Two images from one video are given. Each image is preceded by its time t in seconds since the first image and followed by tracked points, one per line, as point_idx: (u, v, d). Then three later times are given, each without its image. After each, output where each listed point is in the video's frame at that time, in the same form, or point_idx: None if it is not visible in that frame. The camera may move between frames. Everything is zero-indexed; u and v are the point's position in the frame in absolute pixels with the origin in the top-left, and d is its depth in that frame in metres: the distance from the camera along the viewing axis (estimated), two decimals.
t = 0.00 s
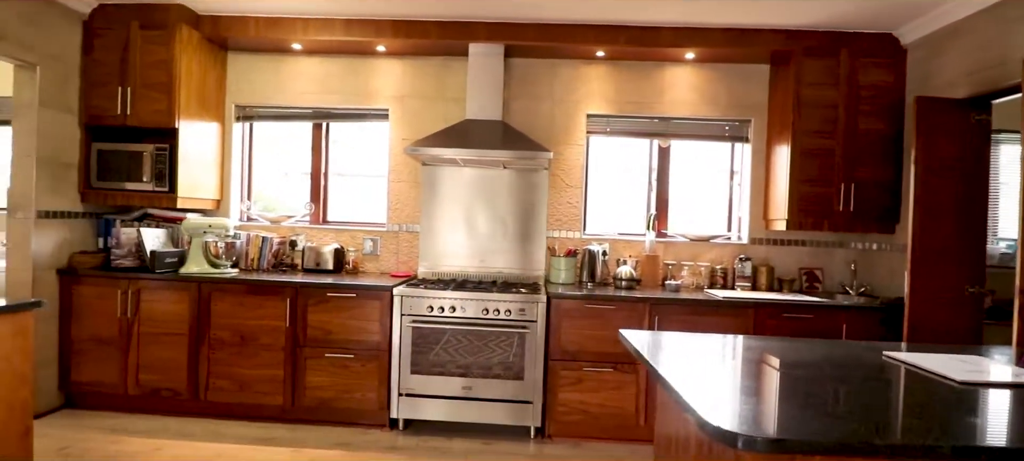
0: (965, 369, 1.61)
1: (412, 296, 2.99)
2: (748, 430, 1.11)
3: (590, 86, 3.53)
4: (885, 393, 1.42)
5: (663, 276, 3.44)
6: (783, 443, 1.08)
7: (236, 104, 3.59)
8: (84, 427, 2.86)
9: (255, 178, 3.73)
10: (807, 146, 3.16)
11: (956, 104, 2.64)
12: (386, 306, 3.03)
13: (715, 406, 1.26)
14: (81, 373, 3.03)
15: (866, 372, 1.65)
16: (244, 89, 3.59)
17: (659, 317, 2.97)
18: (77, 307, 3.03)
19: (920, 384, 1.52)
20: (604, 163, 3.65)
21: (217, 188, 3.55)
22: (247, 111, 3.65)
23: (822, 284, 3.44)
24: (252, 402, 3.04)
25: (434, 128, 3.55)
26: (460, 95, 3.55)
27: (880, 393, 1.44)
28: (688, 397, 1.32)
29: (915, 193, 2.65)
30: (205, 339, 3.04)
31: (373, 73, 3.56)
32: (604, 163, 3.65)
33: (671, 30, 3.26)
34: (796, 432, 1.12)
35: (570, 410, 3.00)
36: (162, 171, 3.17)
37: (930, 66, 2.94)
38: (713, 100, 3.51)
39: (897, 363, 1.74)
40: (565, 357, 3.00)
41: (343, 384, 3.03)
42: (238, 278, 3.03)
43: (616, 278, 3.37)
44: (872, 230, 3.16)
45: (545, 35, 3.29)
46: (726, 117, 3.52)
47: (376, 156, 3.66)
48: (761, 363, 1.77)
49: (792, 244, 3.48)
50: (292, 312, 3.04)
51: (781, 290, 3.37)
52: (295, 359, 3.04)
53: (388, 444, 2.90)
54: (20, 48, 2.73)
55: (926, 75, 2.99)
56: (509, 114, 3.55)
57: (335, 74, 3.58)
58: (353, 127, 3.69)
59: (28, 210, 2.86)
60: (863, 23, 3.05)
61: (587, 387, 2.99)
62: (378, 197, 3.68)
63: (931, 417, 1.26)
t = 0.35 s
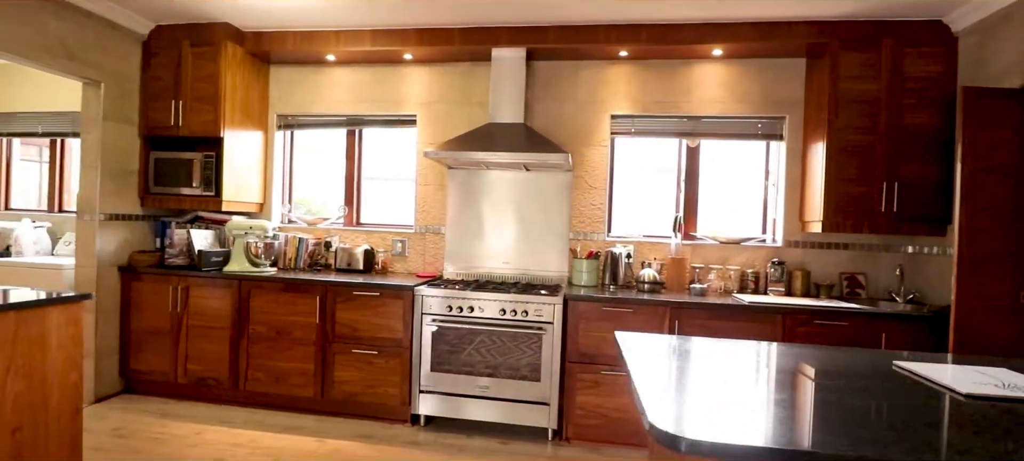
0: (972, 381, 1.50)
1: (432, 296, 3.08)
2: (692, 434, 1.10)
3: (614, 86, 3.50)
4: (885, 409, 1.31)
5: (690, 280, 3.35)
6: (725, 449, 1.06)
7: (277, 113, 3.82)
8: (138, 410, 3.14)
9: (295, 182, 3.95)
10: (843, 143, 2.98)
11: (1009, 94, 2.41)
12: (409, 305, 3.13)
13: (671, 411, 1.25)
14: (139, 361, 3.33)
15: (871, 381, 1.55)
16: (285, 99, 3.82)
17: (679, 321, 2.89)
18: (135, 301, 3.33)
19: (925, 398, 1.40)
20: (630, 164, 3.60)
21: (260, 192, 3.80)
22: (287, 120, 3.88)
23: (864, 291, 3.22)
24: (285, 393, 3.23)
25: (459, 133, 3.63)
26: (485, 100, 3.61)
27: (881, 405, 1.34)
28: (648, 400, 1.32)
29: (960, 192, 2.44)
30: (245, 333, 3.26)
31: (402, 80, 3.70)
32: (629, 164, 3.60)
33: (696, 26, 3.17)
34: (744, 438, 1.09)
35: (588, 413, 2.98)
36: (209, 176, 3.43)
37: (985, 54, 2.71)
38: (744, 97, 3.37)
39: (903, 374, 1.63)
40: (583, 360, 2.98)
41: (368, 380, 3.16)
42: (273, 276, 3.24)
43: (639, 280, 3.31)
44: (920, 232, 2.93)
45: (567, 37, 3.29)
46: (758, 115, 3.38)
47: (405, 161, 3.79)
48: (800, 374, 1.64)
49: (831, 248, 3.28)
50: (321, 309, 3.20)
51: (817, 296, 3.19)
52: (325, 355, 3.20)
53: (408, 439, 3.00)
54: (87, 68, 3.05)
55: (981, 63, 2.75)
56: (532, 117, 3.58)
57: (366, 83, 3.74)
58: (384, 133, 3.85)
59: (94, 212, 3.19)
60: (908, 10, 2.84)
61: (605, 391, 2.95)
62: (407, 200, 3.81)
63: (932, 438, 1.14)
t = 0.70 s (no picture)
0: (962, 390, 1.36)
1: (451, 296, 3.18)
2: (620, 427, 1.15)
3: (636, 88, 3.48)
4: (899, 430, 1.15)
5: (714, 283, 3.27)
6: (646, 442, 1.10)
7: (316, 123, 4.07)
8: (188, 398, 3.43)
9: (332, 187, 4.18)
10: (876, 139, 2.83)
11: None
12: (430, 305, 3.24)
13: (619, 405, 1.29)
14: (190, 353, 3.64)
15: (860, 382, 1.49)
16: (323, 109, 4.06)
17: (697, 325, 2.84)
18: (189, 298, 3.65)
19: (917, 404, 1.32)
20: (654, 166, 3.56)
21: (300, 197, 4.05)
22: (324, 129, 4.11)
23: (905, 296, 3.02)
24: (318, 386, 3.43)
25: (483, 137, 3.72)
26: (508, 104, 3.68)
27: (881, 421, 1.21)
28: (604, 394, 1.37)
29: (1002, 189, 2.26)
30: (281, 329, 3.49)
31: (429, 88, 3.84)
32: (652, 165, 3.56)
33: (718, 23, 3.11)
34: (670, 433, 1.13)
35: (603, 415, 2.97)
36: (253, 183, 3.70)
37: None
38: (772, 94, 3.26)
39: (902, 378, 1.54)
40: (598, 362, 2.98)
41: (393, 376, 3.30)
42: (307, 276, 3.45)
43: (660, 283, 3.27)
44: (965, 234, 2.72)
45: (586, 40, 3.31)
46: (787, 112, 3.25)
47: (432, 166, 3.93)
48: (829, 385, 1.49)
49: (867, 250, 3.10)
50: (349, 308, 3.37)
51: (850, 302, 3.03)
52: (353, 351, 3.37)
53: (428, 434, 3.10)
54: (146, 86, 3.38)
55: None
56: (553, 120, 3.61)
57: (396, 91, 3.91)
58: (413, 139, 4.00)
59: (153, 217, 3.52)
60: None
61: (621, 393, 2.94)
62: (434, 204, 3.94)
63: (904, 451, 1.05)
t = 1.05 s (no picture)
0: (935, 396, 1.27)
1: (467, 297, 3.28)
2: (547, 412, 1.15)
3: (654, 90, 3.47)
4: (865, 436, 1.07)
5: (732, 287, 3.20)
6: (570, 427, 1.10)
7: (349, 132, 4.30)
8: (229, 388, 3.71)
9: (363, 192, 4.39)
10: (904, 138, 2.69)
11: None
12: (447, 305, 3.36)
13: (563, 396, 1.29)
14: (232, 346, 3.93)
15: (844, 386, 1.44)
16: (354, 119, 4.29)
17: (709, 329, 2.80)
18: (232, 295, 3.95)
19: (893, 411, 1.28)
20: (673, 169, 3.53)
21: (334, 201, 4.28)
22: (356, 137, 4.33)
23: (940, 304, 2.84)
24: (345, 380, 3.61)
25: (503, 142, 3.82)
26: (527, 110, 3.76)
27: (857, 433, 1.10)
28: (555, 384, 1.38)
29: None
30: (312, 325, 3.71)
31: (452, 96, 3.98)
32: (671, 168, 3.53)
33: (735, 23, 3.06)
34: (598, 421, 1.12)
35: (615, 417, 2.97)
36: (289, 188, 3.96)
37: None
38: (794, 93, 3.17)
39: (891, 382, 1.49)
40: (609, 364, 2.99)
41: (412, 373, 3.43)
42: (335, 276, 3.65)
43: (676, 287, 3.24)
44: (1003, 237, 2.54)
45: (601, 44, 3.34)
46: (810, 111, 3.15)
47: (456, 171, 4.06)
48: (854, 393, 1.35)
49: (898, 255, 2.94)
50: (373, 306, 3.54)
51: (878, 308, 2.90)
52: (376, 348, 3.53)
53: (444, 430, 3.21)
54: (195, 100, 3.70)
55: None
56: (570, 125, 3.65)
57: (422, 99, 4.08)
58: (438, 145, 4.15)
59: (200, 220, 3.84)
60: None
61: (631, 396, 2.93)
62: (457, 207, 4.07)
63: (842, 448, 1.02)
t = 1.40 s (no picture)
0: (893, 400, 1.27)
1: (479, 298, 3.39)
2: (484, 399, 1.21)
3: (667, 94, 3.47)
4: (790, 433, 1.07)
5: (745, 292, 3.15)
6: (500, 412, 1.15)
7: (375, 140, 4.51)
8: (263, 380, 3.98)
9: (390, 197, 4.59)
10: (923, 139, 2.59)
11: None
12: (461, 306, 3.48)
13: (512, 385, 1.35)
14: (267, 341, 4.21)
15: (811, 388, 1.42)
16: (381, 127, 4.49)
17: (714, 333, 2.77)
18: (267, 293, 4.23)
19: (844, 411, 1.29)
20: (687, 173, 3.51)
21: (361, 206, 4.50)
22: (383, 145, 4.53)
23: (966, 312, 2.71)
24: (367, 375, 3.80)
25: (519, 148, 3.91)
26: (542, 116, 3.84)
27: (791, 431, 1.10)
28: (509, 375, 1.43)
29: None
30: (338, 323, 3.92)
31: (471, 103, 4.11)
32: (685, 172, 3.51)
33: (746, 24, 3.03)
34: (530, 408, 1.16)
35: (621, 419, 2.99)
36: (319, 193, 4.20)
37: None
38: (810, 94, 3.10)
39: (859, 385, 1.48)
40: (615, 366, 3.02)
41: (428, 370, 3.57)
42: (359, 276, 3.84)
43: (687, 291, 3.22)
44: None
45: (612, 50, 3.38)
46: (827, 112, 3.07)
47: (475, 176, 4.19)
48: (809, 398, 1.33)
49: (920, 260, 2.82)
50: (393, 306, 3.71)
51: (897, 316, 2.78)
52: (395, 345, 3.70)
53: (456, 426, 3.32)
54: (236, 113, 4.01)
55: None
56: (584, 129, 3.70)
57: (443, 108, 4.24)
58: (459, 151, 4.29)
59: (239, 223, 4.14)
60: None
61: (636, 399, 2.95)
62: (476, 211, 4.19)
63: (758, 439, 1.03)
